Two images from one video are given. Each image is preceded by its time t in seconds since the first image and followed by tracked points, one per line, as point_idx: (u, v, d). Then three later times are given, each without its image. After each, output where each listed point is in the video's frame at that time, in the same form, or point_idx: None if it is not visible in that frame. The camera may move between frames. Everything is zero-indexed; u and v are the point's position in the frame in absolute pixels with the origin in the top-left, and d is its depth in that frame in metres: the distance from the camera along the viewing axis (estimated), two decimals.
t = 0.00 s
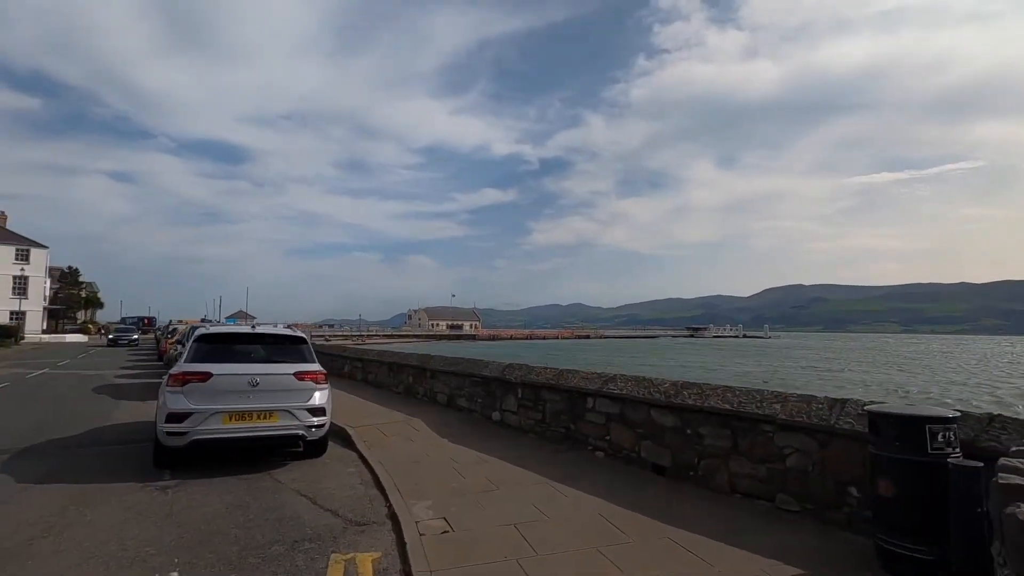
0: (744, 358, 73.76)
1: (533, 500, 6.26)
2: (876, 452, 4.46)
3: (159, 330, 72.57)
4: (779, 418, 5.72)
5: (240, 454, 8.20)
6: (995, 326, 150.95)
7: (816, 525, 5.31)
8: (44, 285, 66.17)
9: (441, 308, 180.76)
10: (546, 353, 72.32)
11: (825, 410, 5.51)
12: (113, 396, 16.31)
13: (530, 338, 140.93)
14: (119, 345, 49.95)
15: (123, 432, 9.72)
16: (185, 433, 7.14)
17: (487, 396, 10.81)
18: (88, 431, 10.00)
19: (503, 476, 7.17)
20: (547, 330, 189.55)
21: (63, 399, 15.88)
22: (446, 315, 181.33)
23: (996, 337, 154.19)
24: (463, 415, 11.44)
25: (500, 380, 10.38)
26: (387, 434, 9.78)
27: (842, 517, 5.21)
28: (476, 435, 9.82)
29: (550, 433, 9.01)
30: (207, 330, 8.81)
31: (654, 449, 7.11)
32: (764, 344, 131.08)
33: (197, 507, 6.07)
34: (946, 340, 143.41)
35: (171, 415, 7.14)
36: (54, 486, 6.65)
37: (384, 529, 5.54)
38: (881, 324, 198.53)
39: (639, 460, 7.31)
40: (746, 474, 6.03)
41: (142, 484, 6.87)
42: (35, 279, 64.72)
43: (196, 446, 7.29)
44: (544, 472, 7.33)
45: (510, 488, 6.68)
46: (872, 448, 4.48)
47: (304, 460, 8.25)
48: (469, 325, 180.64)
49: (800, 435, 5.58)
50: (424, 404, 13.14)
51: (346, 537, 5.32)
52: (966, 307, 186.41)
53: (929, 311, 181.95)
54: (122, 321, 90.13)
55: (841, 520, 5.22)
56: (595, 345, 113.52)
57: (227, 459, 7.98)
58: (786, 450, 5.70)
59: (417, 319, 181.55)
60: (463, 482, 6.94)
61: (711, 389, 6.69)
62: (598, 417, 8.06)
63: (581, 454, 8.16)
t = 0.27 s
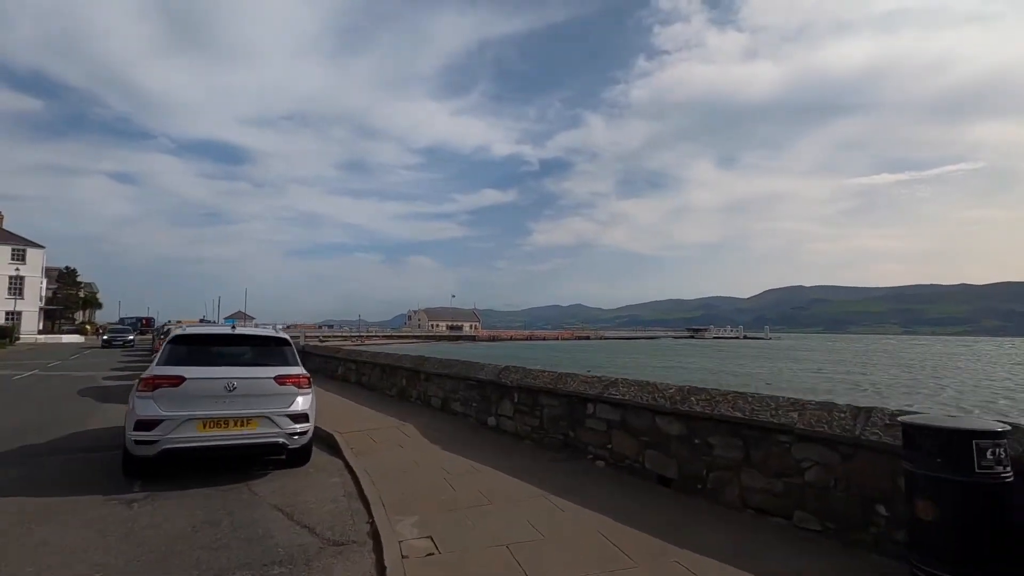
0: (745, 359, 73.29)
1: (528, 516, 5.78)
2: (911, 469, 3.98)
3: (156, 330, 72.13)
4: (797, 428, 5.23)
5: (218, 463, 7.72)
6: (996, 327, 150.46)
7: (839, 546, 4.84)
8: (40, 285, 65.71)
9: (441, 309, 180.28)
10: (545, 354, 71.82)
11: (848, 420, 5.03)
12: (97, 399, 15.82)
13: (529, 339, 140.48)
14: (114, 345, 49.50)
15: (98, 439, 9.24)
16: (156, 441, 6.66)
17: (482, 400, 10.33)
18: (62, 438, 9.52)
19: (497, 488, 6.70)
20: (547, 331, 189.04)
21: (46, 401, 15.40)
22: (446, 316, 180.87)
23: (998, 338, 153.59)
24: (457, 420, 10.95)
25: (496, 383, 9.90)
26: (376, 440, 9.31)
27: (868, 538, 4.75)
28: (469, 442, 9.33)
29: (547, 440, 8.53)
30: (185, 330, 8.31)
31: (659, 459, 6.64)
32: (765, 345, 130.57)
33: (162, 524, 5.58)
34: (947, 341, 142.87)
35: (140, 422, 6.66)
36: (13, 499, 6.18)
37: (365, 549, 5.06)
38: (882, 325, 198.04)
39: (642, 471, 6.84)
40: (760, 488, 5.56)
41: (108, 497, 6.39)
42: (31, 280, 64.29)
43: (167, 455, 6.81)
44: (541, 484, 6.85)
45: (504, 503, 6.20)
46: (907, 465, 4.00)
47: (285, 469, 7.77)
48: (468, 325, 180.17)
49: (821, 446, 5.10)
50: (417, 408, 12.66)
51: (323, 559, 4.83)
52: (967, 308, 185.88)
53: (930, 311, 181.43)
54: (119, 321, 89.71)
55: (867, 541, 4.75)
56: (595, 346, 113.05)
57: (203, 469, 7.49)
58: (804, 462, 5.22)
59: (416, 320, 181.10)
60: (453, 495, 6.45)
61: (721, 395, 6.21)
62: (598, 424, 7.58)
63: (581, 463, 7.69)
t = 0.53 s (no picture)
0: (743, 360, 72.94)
1: (521, 531, 5.24)
2: (954, 483, 3.50)
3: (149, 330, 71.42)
4: (816, 434, 4.76)
5: (190, 470, 7.23)
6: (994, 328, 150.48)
7: (864, 566, 4.37)
8: (32, 284, 65.01)
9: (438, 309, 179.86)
10: (542, 355, 71.36)
11: (873, 425, 4.56)
12: (78, 399, 15.28)
13: (527, 339, 140.10)
14: (105, 345, 48.84)
15: (67, 442, 8.73)
16: (120, 446, 6.15)
17: (475, 402, 9.84)
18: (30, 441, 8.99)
19: (487, 497, 6.22)
20: (545, 331, 188.68)
21: (24, 401, 14.86)
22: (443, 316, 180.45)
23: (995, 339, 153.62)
24: (449, 422, 10.46)
25: (489, 384, 9.42)
26: (362, 444, 8.82)
27: (897, 556, 4.28)
28: (461, 446, 8.85)
29: (542, 444, 8.06)
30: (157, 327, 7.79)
31: (663, 465, 6.16)
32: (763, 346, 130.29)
33: (118, 538, 5.09)
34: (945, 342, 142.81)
35: (101, 426, 6.16)
36: None
37: (339, 568, 4.58)
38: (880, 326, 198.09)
39: (645, 478, 6.36)
40: (774, 499, 5.09)
41: (64, 507, 5.89)
42: (23, 279, 63.58)
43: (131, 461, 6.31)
44: (536, 493, 6.37)
45: (495, 516, 5.66)
46: (949, 478, 3.52)
47: (263, 476, 7.28)
48: (466, 325, 179.61)
49: (843, 455, 4.62)
50: (408, 409, 12.18)
51: None
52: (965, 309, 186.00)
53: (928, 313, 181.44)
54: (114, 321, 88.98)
55: (896, 560, 4.28)
56: (593, 346, 112.59)
57: (173, 476, 6.98)
58: (825, 471, 4.75)
59: (413, 321, 180.72)
60: (441, 506, 5.93)
61: (731, 398, 5.73)
62: (597, 428, 7.11)
63: (578, 469, 7.21)
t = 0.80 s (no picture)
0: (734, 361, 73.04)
1: (509, 551, 4.81)
2: (983, 504, 3.19)
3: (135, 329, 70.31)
4: (826, 445, 4.44)
5: (157, 481, 6.80)
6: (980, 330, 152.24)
7: None
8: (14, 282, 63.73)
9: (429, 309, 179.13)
10: (533, 355, 71.02)
11: (887, 436, 4.24)
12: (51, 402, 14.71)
13: (519, 340, 139.79)
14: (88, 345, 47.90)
15: (29, 449, 8.25)
16: (78, 458, 5.72)
17: (463, 406, 9.45)
18: None
19: (474, 510, 5.85)
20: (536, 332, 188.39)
21: None
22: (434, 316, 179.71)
23: (981, 340, 155.38)
24: (436, 427, 10.07)
25: (477, 388, 9.04)
26: (344, 451, 8.41)
27: None
28: (447, 452, 8.46)
29: (533, 452, 7.70)
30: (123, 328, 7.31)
31: (660, 476, 5.82)
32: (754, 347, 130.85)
33: (69, 559, 4.67)
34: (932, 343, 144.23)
35: (56, 436, 5.71)
36: None
37: None
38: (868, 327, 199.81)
39: (641, 489, 6.02)
40: (779, 514, 4.76)
41: (15, 523, 5.45)
42: (5, 277, 62.32)
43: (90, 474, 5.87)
44: (525, 505, 6.01)
45: (481, 533, 5.23)
46: (978, 499, 3.21)
47: (235, 487, 6.85)
48: (457, 326, 178.97)
49: (855, 469, 4.31)
50: (394, 413, 11.77)
51: None
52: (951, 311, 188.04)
53: (916, 314, 183.23)
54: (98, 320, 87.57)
55: None
56: (585, 347, 112.46)
57: (138, 488, 6.54)
58: (835, 486, 4.42)
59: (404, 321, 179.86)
60: (423, 521, 5.53)
61: (732, 405, 5.40)
62: (590, 435, 6.76)
63: (570, 478, 6.86)
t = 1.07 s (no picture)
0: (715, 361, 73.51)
1: (482, 569, 4.35)
2: (1010, 519, 2.85)
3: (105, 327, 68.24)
4: (827, 451, 4.09)
5: (98, 491, 6.21)
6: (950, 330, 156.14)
7: None
8: None
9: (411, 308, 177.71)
10: (515, 355, 70.57)
11: (892, 441, 3.90)
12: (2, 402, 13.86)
13: (500, 339, 139.36)
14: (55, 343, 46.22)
15: None
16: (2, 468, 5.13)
17: (438, 408, 8.97)
18: None
19: (445, 521, 5.41)
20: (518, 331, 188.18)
21: None
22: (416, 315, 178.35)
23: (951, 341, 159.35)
24: (410, 430, 9.58)
25: (453, 389, 8.58)
26: (309, 456, 7.88)
27: None
28: (420, 457, 7.98)
29: (511, 456, 7.26)
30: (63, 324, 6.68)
31: (646, 484, 5.43)
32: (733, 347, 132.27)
33: None
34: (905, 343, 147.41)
35: None
36: None
37: None
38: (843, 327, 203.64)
39: (625, 497, 5.63)
40: (775, 526, 4.40)
41: None
42: None
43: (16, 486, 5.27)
44: (501, 515, 5.58)
45: (452, 549, 4.77)
46: (1004, 513, 2.87)
47: (185, 496, 6.29)
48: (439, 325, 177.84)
49: (858, 476, 3.96)
50: (367, 415, 11.24)
51: None
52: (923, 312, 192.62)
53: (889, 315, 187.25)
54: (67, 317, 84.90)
55: None
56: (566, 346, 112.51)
57: (76, 500, 5.95)
58: (836, 496, 4.07)
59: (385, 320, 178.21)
60: (389, 536, 5.05)
61: (723, 407, 5.03)
62: (571, 439, 6.35)
63: (550, 485, 6.44)
